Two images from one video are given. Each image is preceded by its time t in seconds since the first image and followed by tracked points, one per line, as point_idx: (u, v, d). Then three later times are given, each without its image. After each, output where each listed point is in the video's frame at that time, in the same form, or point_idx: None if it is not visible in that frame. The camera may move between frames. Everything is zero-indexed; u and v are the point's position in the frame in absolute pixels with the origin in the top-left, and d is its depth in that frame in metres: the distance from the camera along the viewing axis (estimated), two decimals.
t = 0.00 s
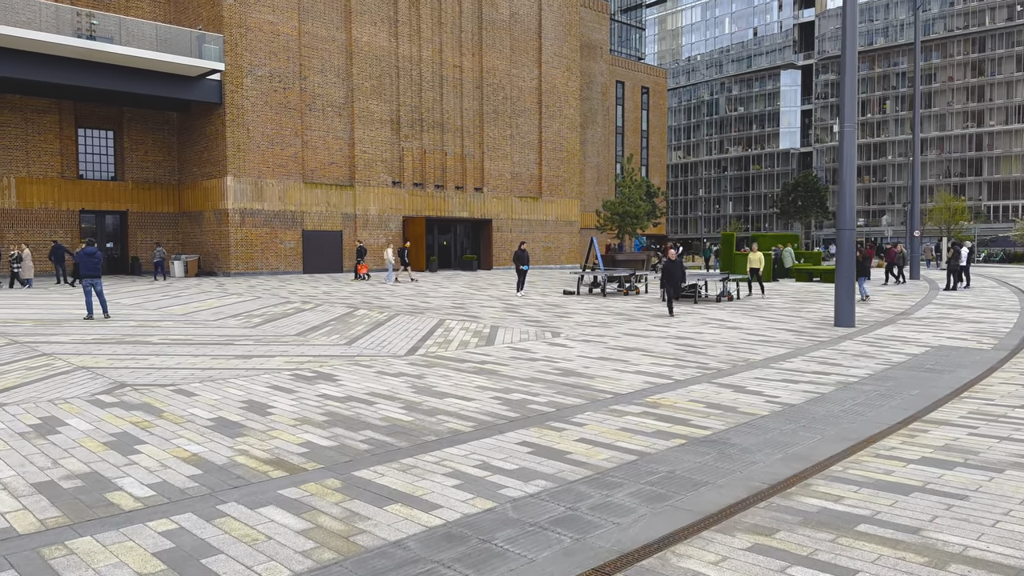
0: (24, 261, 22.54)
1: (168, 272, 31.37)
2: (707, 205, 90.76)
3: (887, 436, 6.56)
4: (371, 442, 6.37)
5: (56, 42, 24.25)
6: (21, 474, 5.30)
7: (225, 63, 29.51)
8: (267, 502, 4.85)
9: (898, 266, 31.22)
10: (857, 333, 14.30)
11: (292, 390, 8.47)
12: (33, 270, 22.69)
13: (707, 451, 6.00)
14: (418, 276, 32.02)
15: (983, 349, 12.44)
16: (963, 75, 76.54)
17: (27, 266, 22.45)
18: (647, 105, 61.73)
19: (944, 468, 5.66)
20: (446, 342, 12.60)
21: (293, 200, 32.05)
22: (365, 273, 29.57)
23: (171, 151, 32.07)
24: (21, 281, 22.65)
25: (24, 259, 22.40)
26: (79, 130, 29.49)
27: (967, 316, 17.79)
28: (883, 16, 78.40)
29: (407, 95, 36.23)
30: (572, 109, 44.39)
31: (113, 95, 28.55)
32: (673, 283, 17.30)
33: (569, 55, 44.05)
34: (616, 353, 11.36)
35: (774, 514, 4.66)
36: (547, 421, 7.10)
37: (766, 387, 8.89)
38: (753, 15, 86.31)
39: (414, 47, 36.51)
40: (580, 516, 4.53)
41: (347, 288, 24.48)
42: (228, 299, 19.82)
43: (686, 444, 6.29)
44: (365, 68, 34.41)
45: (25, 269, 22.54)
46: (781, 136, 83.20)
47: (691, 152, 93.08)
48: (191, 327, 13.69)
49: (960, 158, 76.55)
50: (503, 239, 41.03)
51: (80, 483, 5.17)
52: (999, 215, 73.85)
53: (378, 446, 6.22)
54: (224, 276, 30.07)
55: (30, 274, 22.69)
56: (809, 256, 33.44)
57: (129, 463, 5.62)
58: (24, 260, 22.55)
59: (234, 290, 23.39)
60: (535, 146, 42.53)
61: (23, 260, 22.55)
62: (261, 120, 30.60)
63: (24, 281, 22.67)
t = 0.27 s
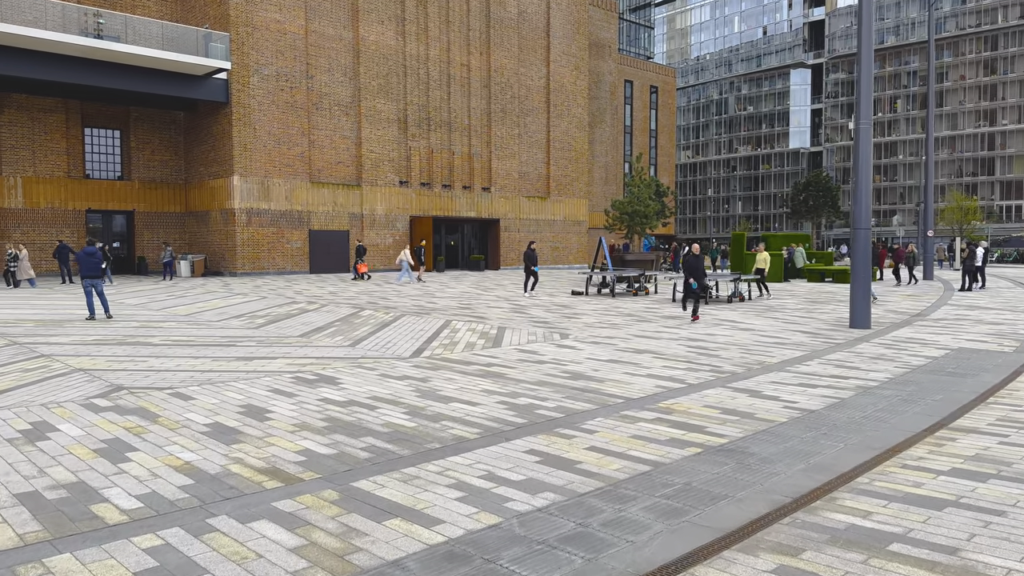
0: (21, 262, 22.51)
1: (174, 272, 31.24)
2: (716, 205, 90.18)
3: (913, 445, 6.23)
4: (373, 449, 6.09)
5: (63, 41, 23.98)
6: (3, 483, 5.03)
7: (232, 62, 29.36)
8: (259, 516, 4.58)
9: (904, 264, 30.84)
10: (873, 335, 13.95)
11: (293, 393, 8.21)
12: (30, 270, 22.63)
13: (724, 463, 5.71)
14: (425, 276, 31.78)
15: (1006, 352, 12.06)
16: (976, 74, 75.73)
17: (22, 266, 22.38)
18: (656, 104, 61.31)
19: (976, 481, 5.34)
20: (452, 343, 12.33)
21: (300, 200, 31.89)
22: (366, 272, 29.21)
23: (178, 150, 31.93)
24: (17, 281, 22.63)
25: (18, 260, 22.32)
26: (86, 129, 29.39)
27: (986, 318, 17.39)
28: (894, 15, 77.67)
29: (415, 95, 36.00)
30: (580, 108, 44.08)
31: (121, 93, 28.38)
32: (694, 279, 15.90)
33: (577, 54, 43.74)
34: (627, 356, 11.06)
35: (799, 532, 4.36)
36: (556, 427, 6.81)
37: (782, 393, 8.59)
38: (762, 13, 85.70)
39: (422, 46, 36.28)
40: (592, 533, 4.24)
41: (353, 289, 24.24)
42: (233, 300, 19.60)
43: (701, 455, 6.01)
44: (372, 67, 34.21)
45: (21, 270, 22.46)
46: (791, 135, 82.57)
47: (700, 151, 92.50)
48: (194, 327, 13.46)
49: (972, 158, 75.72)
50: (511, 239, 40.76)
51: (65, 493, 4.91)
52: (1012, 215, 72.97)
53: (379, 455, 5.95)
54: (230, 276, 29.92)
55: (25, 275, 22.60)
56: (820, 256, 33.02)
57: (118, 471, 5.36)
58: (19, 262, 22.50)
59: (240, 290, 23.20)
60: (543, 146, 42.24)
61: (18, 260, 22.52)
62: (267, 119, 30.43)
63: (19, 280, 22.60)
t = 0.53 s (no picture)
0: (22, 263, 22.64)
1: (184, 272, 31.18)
2: (728, 205, 89.53)
3: (950, 460, 5.92)
4: (383, 461, 5.84)
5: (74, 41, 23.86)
6: None
7: (242, 62, 29.25)
8: (262, 535, 4.32)
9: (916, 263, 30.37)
10: (895, 339, 13.58)
11: (301, 400, 7.98)
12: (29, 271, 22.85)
13: (751, 478, 5.42)
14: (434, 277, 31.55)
15: None
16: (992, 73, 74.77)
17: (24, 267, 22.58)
18: (667, 104, 60.85)
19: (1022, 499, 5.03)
20: (464, 347, 12.08)
21: (310, 200, 31.75)
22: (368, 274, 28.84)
23: (189, 151, 31.86)
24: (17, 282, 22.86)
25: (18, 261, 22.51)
26: (97, 130, 29.37)
27: (1010, 321, 16.95)
28: (908, 13, 76.84)
29: (425, 94, 35.80)
30: (592, 108, 43.76)
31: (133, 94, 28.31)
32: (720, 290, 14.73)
33: (588, 53, 43.42)
34: (643, 361, 10.77)
35: (837, 557, 4.07)
36: (572, 438, 6.54)
37: (806, 401, 8.27)
38: (775, 13, 85.02)
39: (432, 45, 36.08)
40: (615, 557, 3.97)
41: (363, 290, 24.03)
42: (243, 301, 19.43)
43: (726, 470, 5.72)
44: (383, 67, 34.03)
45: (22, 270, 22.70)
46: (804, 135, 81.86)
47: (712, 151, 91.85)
48: (202, 329, 13.27)
49: (988, 157, 74.75)
50: (521, 240, 40.49)
51: (60, 508, 4.68)
52: None
53: (389, 467, 5.70)
54: (240, 277, 29.83)
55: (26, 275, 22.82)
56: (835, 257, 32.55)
57: (116, 484, 5.12)
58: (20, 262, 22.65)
59: (249, 291, 23.05)
60: (554, 146, 41.94)
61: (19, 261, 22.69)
62: (278, 119, 30.32)
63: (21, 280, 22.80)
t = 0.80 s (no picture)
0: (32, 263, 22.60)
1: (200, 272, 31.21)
2: (744, 205, 88.75)
3: (998, 471, 5.61)
4: (401, 468, 5.62)
5: (90, 41, 23.83)
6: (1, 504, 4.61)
7: (257, 62, 29.22)
8: (276, 548, 4.10)
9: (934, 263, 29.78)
10: (923, 342, 13.20)
11: (317, 402, 7.78)
12: (37, 272, 22.75)
13: (789, 489, 5.15)
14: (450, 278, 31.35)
15: None
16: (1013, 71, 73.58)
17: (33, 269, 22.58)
18: (682, 104, 60.33)
19: None
20: (481, 349, 11.84)
21: (325, 200, 31.69)
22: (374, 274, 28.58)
23: (204, 151, 31.89)
24: (25, 283, 22.79)
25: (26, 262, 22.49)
26: (113, 130, 29.49)
27: None
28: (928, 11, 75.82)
29: (440, 94, 35.65)
30: (607, 107, 43.44)
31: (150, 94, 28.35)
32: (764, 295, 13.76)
33: (604, 53, 43.11)
34: (665, 364, 10.49)
35: None
36: (598, 445, 6.29)
37: (838, 406, 7.97)
38: (791, 11, 84.27)
39: (447, 45, 35.93)
40: None
41: (377, 290, 23.88)
42: (258, 301, 19.31)
43: (760, 480, 5.47)
44: (398, 66, 33.91)
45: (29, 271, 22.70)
46: (821, 135, 80.98)
47: (728, 151, 91.10)
48: (216, 330, 13.13)
49: (1010, 157, 73.54)
50: (536, 240, 40.25)
51: (68, 517, 4.48)
52: None
53: (407, 474, 5.47)
54: (256, 277, 29.81)
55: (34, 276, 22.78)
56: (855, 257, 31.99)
57: (126, 492, 4.91)
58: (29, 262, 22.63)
59: (264, 291, 22.98)
60: (569, 145, 41.65)
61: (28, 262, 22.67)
62: (293, 120, 30.26)
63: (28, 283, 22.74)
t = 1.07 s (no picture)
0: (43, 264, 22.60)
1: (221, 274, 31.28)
2: (765, 206, 87.74)
3: None
4: (428, 479, 5.39)
5: (112, 43, 23.87)
6: (15, 515, 4.42)
7: (278, 64, 29.22)
8: (299, 567, 3.87)
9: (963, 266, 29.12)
10: (961, 347, 12.77)
11: (339, 408, 7.58)
12: (50, 274, 22.64)
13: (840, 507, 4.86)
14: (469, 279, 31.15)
15: None
16: None
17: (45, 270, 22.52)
18: (703, 104, 59.69)
19: None
20: (504, 352, 11.61)
21: (344, 202, 31.62)
22: (386, 275, 28.38)
23: (225, 152, 31.97)
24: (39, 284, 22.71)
25: (40, 263, 22.41)
26: (135, 132, 29.63)
27: None
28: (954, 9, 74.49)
29: (460, 95, 35.48)
30: (628, 107, 43.05)
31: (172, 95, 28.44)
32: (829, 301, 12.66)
33: (625, 52, 42.74)
34: (695, 369, 10.19)
35: None
36: (633, 457, 6.03)
37: (880, 415, 7.64)
38: (813, 10, 83.23)
39: (467, 45, 35.78)
40: None
41: (397, 292, 23.73)
42: (277, 303, 19.23)
43: (808, 496, 5.17)
44: (418, 67, 33.78)
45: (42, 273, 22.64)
46: (844, 135, 79.87)
47: (748, 151, 90.14)
48: (237, 332, 13.01)
49: None
50: (556, 242, 39.96)
51: (83, 530, 4.29)
52: None
53: (435, 486, 5.24)
54: (276, 279, 29.80)
55: (46, 279, 22.68)
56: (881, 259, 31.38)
57: (144, 503, 4.72)
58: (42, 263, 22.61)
59: (285, 292, 22.94)
60: (588, 146, 41.31)
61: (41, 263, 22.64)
62: (313, 121, 30.21)
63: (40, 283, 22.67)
